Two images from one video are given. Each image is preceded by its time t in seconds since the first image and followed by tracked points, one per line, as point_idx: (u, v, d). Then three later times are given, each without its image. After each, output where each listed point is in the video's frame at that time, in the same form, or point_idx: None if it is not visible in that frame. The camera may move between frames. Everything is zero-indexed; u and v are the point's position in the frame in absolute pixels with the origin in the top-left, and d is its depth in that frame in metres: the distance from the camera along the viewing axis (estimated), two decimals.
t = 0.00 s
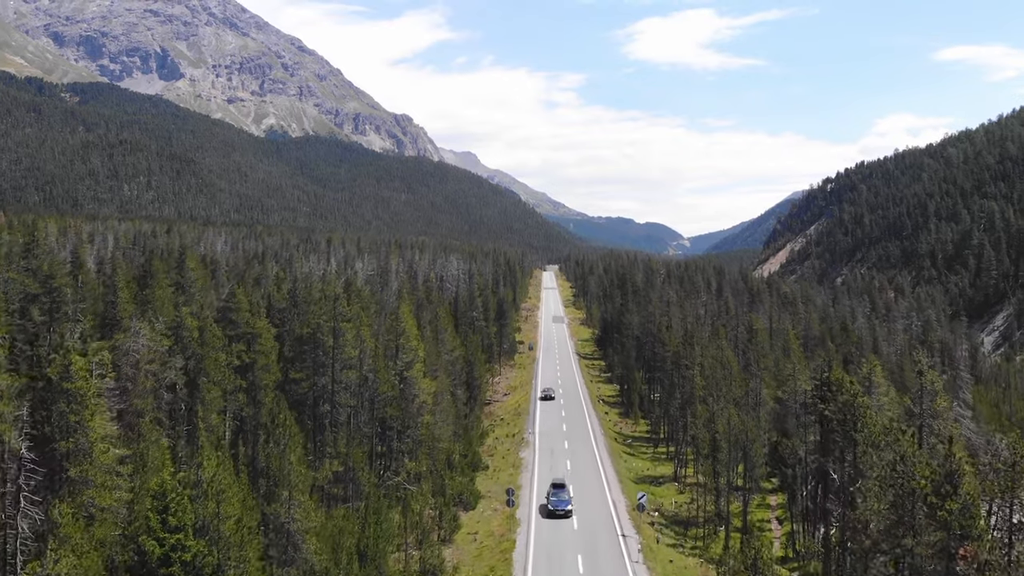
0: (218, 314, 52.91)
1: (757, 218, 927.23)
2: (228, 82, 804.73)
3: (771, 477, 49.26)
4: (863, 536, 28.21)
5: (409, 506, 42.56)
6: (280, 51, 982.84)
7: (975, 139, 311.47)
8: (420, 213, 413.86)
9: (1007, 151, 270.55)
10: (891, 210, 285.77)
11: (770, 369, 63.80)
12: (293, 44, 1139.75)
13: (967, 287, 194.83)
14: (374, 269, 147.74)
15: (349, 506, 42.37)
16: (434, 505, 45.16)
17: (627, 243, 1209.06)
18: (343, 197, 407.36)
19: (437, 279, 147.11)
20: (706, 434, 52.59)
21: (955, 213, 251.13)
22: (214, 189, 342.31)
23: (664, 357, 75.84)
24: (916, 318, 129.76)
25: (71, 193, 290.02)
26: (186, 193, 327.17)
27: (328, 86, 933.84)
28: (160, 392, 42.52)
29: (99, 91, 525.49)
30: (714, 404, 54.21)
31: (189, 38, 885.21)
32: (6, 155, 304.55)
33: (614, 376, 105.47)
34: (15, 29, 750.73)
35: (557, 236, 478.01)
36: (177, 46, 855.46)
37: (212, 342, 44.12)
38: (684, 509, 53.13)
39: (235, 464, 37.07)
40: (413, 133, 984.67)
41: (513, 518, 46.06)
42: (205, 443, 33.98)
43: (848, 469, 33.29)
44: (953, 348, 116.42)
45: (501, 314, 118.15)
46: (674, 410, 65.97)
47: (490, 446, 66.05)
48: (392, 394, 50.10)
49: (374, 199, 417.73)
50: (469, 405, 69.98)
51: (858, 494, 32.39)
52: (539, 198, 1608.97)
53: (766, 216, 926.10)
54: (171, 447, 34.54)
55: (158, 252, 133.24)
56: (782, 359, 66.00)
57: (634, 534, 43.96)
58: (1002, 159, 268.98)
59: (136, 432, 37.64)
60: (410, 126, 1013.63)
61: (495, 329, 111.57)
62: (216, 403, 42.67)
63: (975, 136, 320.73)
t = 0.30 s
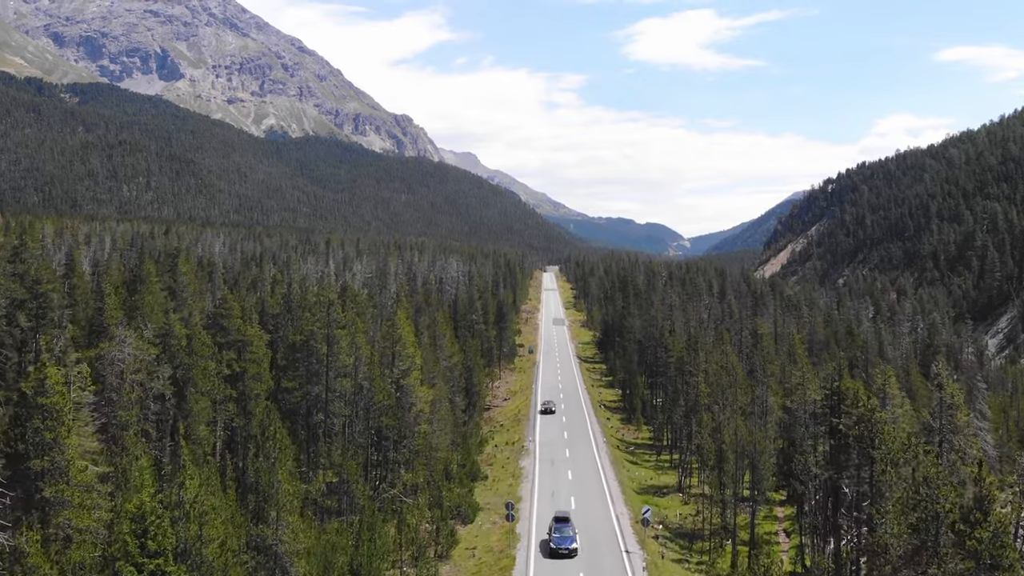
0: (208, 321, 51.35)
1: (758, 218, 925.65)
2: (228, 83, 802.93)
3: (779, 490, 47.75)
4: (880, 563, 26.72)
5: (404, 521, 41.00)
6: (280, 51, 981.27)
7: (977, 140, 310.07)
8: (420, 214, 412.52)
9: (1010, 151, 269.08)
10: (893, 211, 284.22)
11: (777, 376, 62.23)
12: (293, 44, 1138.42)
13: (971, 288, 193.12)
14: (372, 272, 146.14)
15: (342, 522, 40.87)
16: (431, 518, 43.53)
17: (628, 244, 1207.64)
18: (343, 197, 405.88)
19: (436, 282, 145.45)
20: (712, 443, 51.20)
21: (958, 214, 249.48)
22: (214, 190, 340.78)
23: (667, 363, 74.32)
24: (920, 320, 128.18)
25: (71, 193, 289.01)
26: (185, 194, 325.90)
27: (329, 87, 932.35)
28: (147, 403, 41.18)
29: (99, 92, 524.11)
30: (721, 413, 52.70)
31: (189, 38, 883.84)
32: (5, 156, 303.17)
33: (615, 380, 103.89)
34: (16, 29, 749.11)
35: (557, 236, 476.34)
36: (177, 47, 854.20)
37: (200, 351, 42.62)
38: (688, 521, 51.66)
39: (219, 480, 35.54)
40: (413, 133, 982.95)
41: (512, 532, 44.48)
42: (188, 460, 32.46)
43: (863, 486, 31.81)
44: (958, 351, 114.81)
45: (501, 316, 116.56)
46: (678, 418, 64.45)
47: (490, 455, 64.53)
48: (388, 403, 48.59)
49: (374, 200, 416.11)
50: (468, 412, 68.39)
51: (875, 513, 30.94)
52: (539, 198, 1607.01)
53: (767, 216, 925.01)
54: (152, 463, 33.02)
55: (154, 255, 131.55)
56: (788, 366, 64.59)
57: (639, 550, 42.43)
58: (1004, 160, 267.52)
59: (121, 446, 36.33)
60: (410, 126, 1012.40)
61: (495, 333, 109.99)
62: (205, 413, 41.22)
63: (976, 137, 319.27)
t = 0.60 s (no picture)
0: (197, 326, 49.86)
1: (758, 219, 924.36)
2: (228, 83, 801.66)
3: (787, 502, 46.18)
4: None
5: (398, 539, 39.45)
6: (280, 51, 980.08)
7: (979, 140, 308.65)
8: (420, 214, 411.19)
9: (1012, 152, 267.64)
10: (894, 211, 282.67)
11: (785, 383, 60.60)
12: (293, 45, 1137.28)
13: (975, 290, 191.42)
14: (371, 274, 144.63)
15: (333, 539, 39.43)
16: (427, 532, 41.94)
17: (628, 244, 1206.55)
18: (344, 198, 404.62)
19: (436, 284, 143.64)
20: (718, 453, 49.70)
21: (960, 214, 247.97)
22: (213, 190, 339.40)
23: (671, 369, 72.75)
24: (924, 325, 126.53)
25: (71, 194, 288.20)
26: (185, 194, 324.78)
27: (329, 87, 931.23)
28: (133, 415, 39.82)
29: (99, 91, 522.30)
30: (728, 424, 51.16)
31: (190, 38, 882.66)
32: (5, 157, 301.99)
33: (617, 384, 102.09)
34: (16, 29, 747.97)
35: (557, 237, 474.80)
36: (177, 47, 852.89)
37: (188, 360, 41.07)
38: (695, 534, 50.13)
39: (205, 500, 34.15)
40: (413, 133, 981.79)
41: (511, 548, 42.91)
42: (170, 481, 31.02)
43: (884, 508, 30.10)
44: (962, 355, 113.27)
45: (501, 319, 114.94)
46: (683, 426, 62.72)
47: (489, 463, 62.92)
48: (384, 412, 46.99)
49: (374, 200, 414.57)
50: (467, 421, 66.73)
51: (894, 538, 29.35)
52: (539, 199, 1604.04)
53: (767, 216, 923.85)
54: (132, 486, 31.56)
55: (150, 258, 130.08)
56: (794, 373, 63.06)
57: (643, 566, 40.82)
58: (1006, 161, 266.22)
59: (103, 462, 34.91)
60: (410, 127, 1010.48)
61: (495, 336, 108.47)
62: (192, 425, 39.74)
63: (978, 138, 317.90)
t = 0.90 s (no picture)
0: (186, 336, 48.20)
1: (759, 220, 922.29)
2: (228, 84, 800.44)
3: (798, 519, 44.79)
4: None
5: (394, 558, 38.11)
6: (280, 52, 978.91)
7: (981, 141, 307.35)
8: (420, 215, 409.68)
9: (1015, 154, 265.90)
10: (896, 212, 281.04)
11: (793, 392, 59.07)
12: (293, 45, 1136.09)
13: (978, 293, 188.99)
14: (369, 277, 143.05)
15: (327, 558, 38.02)
16: (423, 549, 40.48)
17: (629, 245, 1204.81)
18: (344, 199, 403.12)
19: (435, 288, 142.04)
20: (723, 463, 48.28)
21: (963, 216, 246.18)
22: (213, 191, 338.04)
23: (674, 376, 71.15)
24: (929, 329, 124.66)
25: (70, 194, 287.21)
26: (184, 195, 323.46)
27: (329, 88, 930.52)
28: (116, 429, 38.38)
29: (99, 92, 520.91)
30: (734, 434, 49.71)
31: (190, 39, 881.65)
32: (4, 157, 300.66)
33: (619, 389, 100.35)
34: (16, 29, 747.09)
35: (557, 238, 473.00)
36: (177, 47, 851.62)
37: (175, 371, 39.42)
38: (701, 550, 48.69)
39: (193, 523, 32.78)
40: (413, 134, 980.32)
41: (509, 566, 41.44)
42: (154, 504, 29.60)
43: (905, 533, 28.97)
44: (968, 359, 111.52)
45: (501, 323, 113.38)
46: (689, 436, 61.14)
47: (488, 474, 61.25)
48: (380, 425, 45.38)
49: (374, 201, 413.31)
50: (465, 429, 65.06)
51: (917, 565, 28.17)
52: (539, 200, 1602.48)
53: (768, 217, 921.30)
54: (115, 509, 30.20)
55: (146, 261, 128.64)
56: (802, 382, 61.53)
57: None
58: (1009, 163, 264.58)
59: (86, 483, 33.48)
60: (410, 127, 1008.98)
61: (495, 340, 106.92)
62: (178, 441, 38.20)
63: (980, 138, 316.40)
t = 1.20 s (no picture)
0: (176, 347, 46.63)
1: (760, 220, 920.99)
2: (229, 84, 798.85)
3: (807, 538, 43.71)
4: None
5: None
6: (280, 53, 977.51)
7: (983, 142, 305.95)
8: (420, 216, 407.98)
9: (1018, 155, 264.24)
10: (899, 214, 279.41)
11: (800, 401, 57.66)
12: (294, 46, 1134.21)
13: (982, 295, 186.61)
14: (368, 280, 141.41)
15: None
16: (419, 568, 38.97)
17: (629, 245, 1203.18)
18: (344, 199, 401.44)
19: (434, 291, 140.35)
20: (729, 476, 47.06)
21: (966, 217, 244.50)
22: (213, 192, 336.50)
23: (678, 385, 69.66)
24: (934, 333, 122.86)
25: (69, 195, 285.88)
26: (184, 195, 321.97)
27: (329, 88, 929.06)
28: (101, 446, 37.00)
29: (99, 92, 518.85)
30: (741, 448, 48.19)
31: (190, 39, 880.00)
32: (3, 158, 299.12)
33: (621, 396, 98.69)
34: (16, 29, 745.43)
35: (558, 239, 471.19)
36: (177, 48, 850.07)
37: (160, 387, 37.84)
38: (707, 567, 47.18)
39: (173, 552, 31.29)
40: (413, 134, 978.41)
41: None
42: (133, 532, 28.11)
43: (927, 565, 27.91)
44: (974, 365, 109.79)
45: (501, 328, 111.71)
46: (694, 447, 59.51)
47: (486, 486, 59.62)
48: (375, 438, 43.82)
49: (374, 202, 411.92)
50: (463, 440, 63.34)
51: None
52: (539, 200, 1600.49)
53: (769, 218, 920.57)
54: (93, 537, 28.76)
55: (142, 265, 126.68)
56: (810, 391, 60.15)
57: None
58: (1011, 164, 262.96)
59: (65, 506, 32.10)
60: (410, 128, 1007.50)
61: (495, 346, 105.29)
62: (164, 459, 36.78)
63: (982, 139, 314.99)
